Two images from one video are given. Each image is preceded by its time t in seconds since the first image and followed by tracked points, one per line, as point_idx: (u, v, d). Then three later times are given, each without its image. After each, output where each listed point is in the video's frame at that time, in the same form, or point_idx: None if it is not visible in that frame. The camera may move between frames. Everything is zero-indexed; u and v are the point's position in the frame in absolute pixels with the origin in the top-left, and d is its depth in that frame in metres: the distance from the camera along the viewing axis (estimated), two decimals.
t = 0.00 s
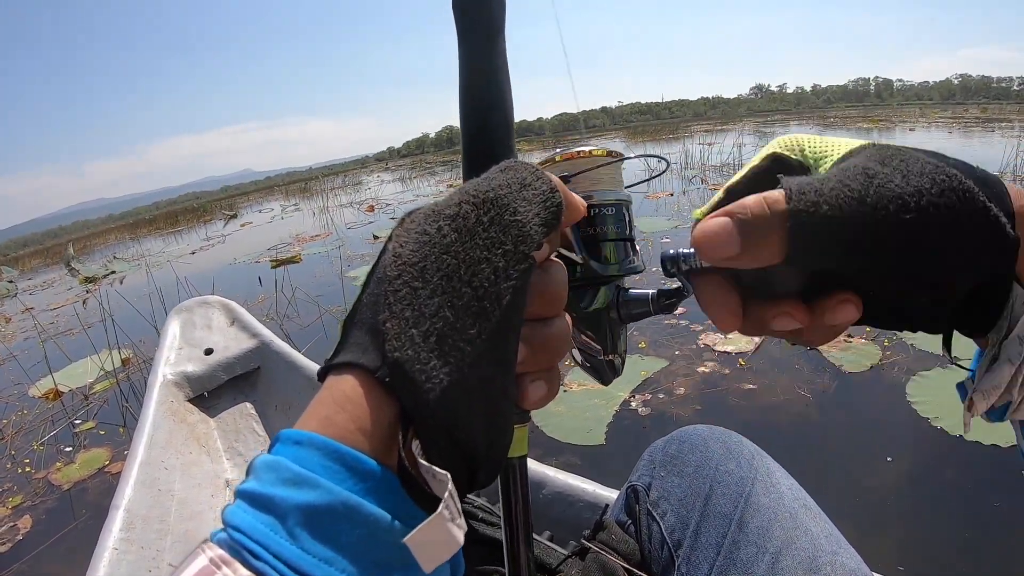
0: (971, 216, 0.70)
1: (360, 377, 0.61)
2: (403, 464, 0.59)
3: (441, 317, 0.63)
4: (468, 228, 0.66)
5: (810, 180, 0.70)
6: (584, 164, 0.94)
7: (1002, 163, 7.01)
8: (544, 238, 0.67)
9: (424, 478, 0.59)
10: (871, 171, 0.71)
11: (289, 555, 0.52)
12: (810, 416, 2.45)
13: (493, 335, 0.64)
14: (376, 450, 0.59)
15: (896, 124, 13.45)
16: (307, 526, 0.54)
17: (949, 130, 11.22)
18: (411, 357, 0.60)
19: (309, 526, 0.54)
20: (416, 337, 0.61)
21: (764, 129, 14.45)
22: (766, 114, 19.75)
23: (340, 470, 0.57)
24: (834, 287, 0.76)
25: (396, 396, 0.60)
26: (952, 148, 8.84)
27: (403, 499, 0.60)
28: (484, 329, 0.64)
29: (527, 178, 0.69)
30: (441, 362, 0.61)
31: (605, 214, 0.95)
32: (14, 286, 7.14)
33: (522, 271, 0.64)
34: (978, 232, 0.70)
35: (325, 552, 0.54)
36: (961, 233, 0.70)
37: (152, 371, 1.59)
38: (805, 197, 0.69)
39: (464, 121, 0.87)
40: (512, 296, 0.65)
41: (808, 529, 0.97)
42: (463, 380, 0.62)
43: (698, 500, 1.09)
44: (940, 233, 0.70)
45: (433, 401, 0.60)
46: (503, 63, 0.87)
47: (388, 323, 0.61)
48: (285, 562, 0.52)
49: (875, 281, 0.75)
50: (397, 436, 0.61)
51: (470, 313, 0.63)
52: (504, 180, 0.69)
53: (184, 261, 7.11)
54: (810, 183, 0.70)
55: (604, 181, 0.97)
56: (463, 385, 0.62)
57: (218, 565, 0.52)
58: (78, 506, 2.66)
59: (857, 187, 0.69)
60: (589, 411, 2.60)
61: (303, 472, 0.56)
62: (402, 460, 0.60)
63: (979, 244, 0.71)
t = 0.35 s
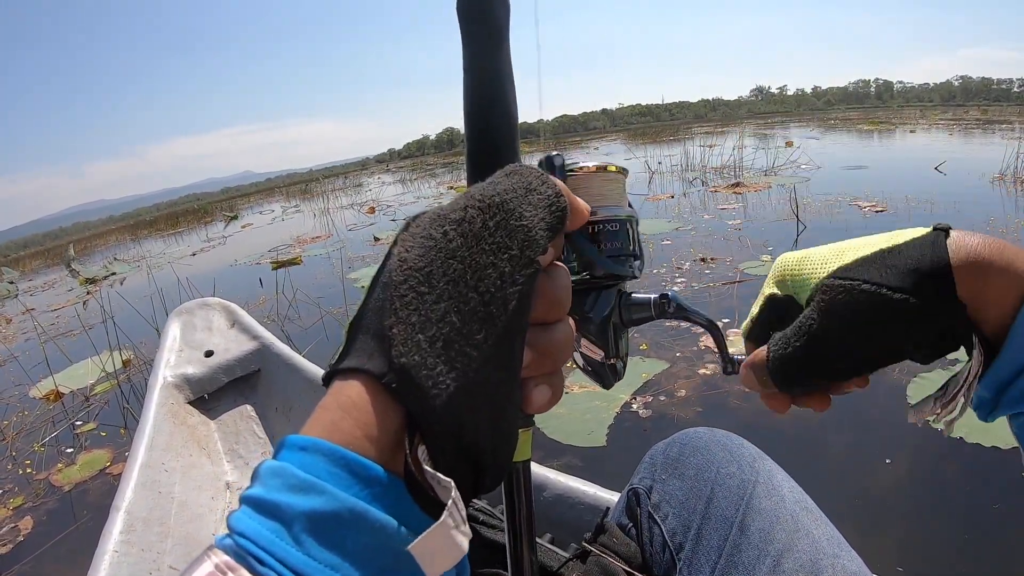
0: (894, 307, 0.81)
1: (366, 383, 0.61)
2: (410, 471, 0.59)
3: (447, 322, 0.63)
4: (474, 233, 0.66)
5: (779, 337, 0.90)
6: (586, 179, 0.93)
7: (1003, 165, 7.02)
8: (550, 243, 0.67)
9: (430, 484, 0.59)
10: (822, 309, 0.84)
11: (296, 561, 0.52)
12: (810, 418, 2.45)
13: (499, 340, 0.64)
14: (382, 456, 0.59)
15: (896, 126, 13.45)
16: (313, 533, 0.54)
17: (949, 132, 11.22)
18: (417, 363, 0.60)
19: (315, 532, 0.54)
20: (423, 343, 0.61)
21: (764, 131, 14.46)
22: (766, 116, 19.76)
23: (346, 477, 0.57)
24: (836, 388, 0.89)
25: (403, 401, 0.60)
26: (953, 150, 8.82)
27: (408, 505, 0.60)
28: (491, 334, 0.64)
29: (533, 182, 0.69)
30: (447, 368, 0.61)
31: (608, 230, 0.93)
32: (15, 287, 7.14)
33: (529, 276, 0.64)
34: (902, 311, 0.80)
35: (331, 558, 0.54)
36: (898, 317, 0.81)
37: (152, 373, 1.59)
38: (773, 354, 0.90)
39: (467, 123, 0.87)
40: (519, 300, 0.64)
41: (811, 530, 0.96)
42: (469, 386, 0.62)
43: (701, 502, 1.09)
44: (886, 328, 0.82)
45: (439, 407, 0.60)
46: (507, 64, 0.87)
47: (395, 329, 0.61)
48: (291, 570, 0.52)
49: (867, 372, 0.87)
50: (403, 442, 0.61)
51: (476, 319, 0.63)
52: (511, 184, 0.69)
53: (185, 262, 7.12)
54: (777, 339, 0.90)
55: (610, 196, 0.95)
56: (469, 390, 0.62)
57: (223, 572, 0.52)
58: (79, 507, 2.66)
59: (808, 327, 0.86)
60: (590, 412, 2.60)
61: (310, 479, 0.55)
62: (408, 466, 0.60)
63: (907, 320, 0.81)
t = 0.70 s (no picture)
0: (941, 163, 0.80)
1: (365, 385, 0.60)
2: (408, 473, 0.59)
3: (447, 324, 0.62)
4: (475, 234, 0.66)
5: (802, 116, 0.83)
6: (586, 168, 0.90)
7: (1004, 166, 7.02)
8: (552, 244, 0.67)
9: (430, 487, 0.59)
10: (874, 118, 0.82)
11: (295, 565, 0.52)
12: (812, 419, 2.44)
13: (500, 342, 0.64)
14: (382, 459, 0.59)
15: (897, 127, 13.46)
16: (312, 536, 0.54)
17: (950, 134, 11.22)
18: (417, 365, 0.60)
19: (314, 536, 0.54)
20: (423, 345, 0.61)
21: (765, 132, 14.47)
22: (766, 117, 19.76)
23: (345, 479, 0.56)
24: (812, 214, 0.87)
25: (402, 403, 0.59)
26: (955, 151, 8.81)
27: (408, 508, 0.60)
28: (492, 336, 0.63)
29: (534, 184, 0.69)
30: (447, 370, 0.61)
31: (606, 218, 0.91)
32: (16, 287, 7.14)
33: (530, 278, 0.64)
34: (935, 175, 0.81)
35: (330, 561, 0.54)
36: (923, 180, 0.81)
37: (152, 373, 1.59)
38: (794, 127, 0.82)
39: (469, 123, 0.87)
40: (520, 302, 0.64)
41: (812, 533, 0.96)
42: (470, 388, 0.62)
43: (702, 504, 1.08)
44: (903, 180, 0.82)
45: (439, 410, 0.59)
46: (508, 64, 0.87)
47: (394, 330, 0.61)
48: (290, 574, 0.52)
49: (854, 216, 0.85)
50: (402, 445, 0.61)
51: (476, 321, 0.63)
52: (512, 185, 0.69)
53: (186, 262, 7.12)
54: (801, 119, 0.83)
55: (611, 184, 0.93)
56: (470, 393, 0.62)
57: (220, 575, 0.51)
58: (79, 507, 2.66)
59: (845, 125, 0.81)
60: (591, 413, 2.59)
61: (309, 482, 0.55)
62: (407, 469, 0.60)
63: (936, 183, 0.81)
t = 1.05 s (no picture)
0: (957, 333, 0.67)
1: (369, 380, 0.60)
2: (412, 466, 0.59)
3: (450, 320, 0.62)
4: (479, 230, 0.65)
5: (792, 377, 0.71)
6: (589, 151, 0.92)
7: (1004, 167, 7.03)
8: (555, 241, 0.67)
9: (433, 483, 0.58)
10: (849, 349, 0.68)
11: (298, 558, 0.52)
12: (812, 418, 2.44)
13: (503, 339, 0.64)
14: (386, 453, 0.59)
15: (898, 128, 13.44)
16: (315, 530, 0.54)
17: (951, 134, 11.21)
18: (420, 360, 0.60)
19: (318, 530, 0.54)
20: (426, 339, 0.61)
21: (766, 132, 14.45)
22: (767, 118, 19.76)
23: (349, 474, 0.56)
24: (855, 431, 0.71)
25: (405, 399, 0.59)
26: (956, 152, 8.81)
27: (411, 503, 0.60)
28: (495, 332, 0.63)
29: (537, 181, 0.69)
30: (451, 365, 0.61)
31: (609, 200, 0.93)
32: (15, 287, 7.13)
33: (533, 274, 0.64)
34: (943, 341, 0.67)
35: (334, 556, 0.54)
36: (938, 351, 0.67)
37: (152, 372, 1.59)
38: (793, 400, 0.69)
39: (472, 121, 0.87)
40: (523, 298, 0.64)
41: (813, 532, 0.96)
42: (472, 383, 0.62)
43: (703, 504, 1.08)
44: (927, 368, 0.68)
45: (441, 405, 0.59)
46: (511, 62, 0.86)
47: (398, 325, 0.61)
48: (293, 567, 0.51)
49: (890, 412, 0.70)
50: (406, 440, 0.61)
51: (479, 317, 0.63)
52: (515, 181, 0.69)
53: (187, 262, 7.11)
54: (790, 380, 0.71)
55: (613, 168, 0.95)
56: (472, 388, 0.62)
57: (225, 568, 0.51)
58: (80, 505, 2.66)
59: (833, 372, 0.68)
60: (592, 412, 2.59)
61: (312, 476, 0.55)
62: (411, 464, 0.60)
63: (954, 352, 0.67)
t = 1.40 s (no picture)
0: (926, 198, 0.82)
1: (368, 378, 0.61)
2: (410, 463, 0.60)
3: (451, 317, 0.63)
4: (480, 226, 0.66)
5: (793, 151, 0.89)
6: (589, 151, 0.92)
7: (1007, 166, 7.01)
8: (556, 238, 0.67)
9: (431, 481, 0.59)
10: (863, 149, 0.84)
11: (296, 556, 0.52)
12: (813, 417, 2.44)
13: (503, 335, 0.64)
14: (384, 451, 0.60)
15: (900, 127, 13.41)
16: (313, 528, 0.54)
17: (954, 134, 11.19)
18: (421, 357, 0.60)
19: (316, 529, 0.54)
20: (426, 336, 0.61)
21: (768, 132, 14.42)
22: (769, 117, 19.72)
23: (347, 472, 0.57)
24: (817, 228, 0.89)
25: (405, 395, 0.60)
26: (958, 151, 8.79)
27: (410, 502, 0.60)
28: (496, 328, 0.64)
29: (539, 177, 0.69)
30: (451, 362, 0.61)
31: (612, 199, 0.92)
32: (18, 285, 7.15)
33: (535, 270, 0.64)
34: (898, 194, 0.83)
35: (331, 554, 0.54)
36: (906, 197, 0.83)
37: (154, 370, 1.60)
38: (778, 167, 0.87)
39: (474, 120, 0.88)
40: (524, 295, 0.64)
41: (811, 529, 0.96)
42: (472, 380, 0.62)
43: (702, 501, 1.08)
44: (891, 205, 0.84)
45: (442, 402, 0.60)
46: (514, 61, 0.87)
47: (398, 322, 0.61)
48: (290, 565, 0.52)
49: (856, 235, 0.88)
50: (405, 438, 0.61)
51: (480, 313, 0.63)
52: (517, 177, 0.69)
53: (189, 259, 7.13)
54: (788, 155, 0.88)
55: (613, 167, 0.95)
56: (473, 385, 0.62)
57: (222, 567, 0.52)
58: (83, 502, 2.67)
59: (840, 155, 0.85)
60: (593, 410, 2.60)
61: (311, 474, 0.55)
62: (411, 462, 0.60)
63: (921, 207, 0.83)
